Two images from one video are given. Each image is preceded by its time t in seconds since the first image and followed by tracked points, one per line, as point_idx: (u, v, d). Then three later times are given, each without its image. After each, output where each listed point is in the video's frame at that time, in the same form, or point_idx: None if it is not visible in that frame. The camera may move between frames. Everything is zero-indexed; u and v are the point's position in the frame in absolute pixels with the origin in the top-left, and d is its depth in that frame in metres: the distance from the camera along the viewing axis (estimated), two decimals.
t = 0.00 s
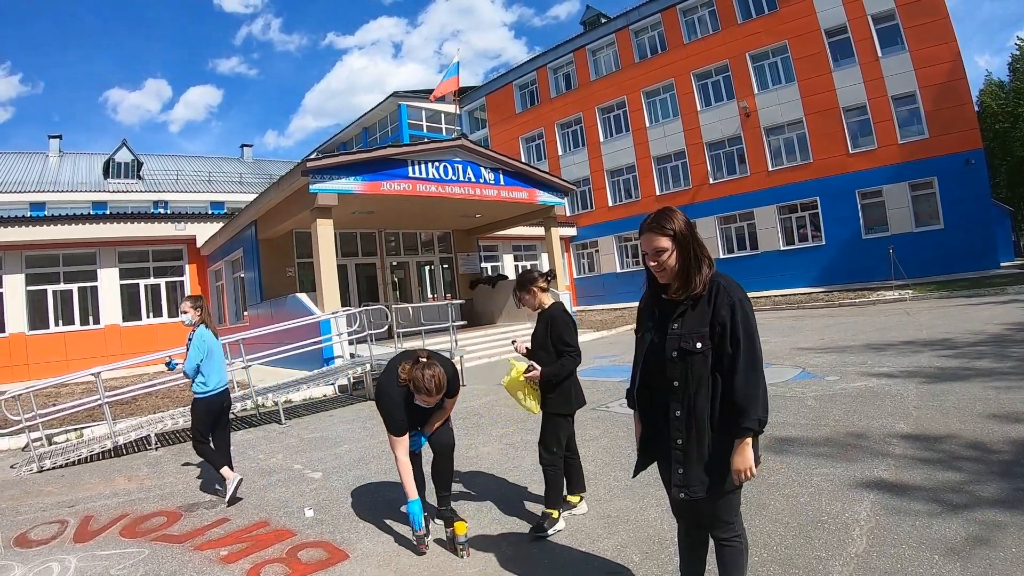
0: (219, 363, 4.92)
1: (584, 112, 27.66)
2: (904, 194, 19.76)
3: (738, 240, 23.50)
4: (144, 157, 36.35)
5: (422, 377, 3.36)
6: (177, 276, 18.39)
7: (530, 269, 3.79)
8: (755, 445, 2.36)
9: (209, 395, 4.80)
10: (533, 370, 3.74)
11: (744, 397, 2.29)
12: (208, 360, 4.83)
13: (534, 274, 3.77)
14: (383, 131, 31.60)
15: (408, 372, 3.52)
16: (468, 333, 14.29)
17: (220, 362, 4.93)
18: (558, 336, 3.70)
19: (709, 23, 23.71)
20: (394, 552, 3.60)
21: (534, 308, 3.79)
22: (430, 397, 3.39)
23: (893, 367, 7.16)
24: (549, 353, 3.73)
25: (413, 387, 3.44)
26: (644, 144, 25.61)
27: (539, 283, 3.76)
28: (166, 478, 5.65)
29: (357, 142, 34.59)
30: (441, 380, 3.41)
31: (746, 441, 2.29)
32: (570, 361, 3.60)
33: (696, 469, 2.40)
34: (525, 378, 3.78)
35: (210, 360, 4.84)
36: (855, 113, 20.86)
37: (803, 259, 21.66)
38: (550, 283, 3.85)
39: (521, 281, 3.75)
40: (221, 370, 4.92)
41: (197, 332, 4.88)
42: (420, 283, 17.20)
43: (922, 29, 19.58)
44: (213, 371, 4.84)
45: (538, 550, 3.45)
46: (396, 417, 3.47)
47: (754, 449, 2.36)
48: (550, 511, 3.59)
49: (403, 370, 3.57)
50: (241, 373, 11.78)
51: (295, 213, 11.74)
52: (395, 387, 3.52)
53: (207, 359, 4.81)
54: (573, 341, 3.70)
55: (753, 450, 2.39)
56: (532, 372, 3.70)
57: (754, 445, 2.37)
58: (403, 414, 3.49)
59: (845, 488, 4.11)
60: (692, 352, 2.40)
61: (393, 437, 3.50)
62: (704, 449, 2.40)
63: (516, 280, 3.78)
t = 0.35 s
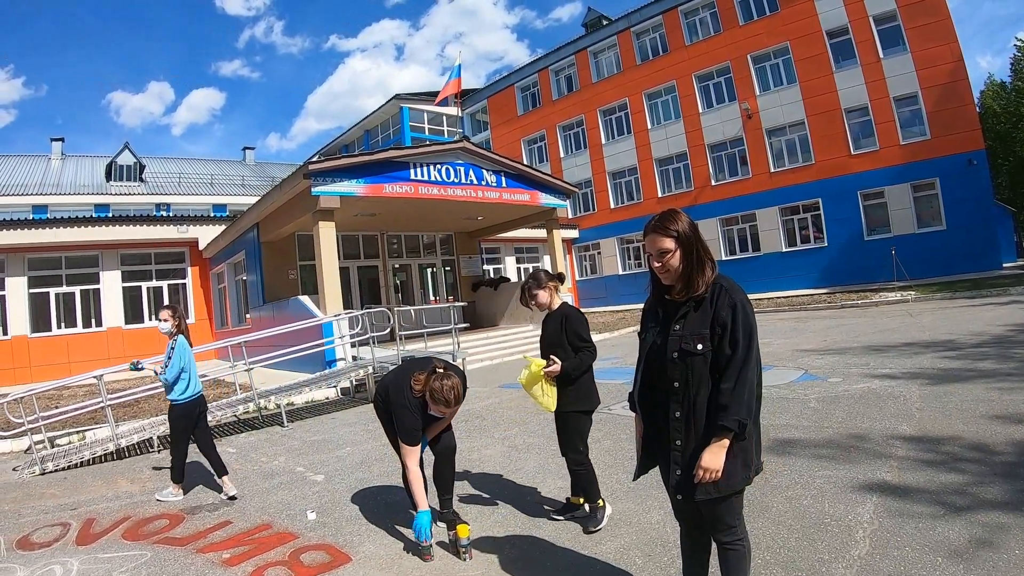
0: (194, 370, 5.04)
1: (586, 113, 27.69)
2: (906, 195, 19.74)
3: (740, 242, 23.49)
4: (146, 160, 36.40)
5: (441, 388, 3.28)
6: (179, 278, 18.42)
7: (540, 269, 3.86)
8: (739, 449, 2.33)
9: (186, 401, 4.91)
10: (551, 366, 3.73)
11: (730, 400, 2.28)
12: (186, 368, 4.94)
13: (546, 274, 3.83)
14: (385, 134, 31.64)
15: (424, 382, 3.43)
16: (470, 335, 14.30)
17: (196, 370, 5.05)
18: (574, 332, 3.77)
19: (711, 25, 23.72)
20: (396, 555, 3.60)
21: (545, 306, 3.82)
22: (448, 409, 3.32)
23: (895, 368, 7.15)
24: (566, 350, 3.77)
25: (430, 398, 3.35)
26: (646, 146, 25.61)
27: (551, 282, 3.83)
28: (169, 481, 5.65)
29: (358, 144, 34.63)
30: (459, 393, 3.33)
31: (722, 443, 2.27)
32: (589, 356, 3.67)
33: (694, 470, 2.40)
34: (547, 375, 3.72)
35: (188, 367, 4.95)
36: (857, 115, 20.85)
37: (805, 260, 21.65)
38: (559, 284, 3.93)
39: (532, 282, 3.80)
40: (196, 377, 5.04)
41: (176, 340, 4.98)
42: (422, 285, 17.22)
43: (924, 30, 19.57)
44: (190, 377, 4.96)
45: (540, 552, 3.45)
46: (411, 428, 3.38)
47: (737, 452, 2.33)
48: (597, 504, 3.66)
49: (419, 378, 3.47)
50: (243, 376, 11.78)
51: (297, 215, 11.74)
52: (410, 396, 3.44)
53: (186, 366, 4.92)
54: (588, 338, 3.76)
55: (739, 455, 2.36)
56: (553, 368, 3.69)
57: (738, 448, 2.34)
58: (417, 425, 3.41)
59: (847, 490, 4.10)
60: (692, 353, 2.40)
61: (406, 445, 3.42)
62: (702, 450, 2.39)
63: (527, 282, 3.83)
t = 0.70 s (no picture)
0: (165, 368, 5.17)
1: (587, 114, 27.70)
2: (907, 196, 19.73)
3: (741, 243, 23.47)
4: (146, 161, 36.41)
5: (447, 390, 3.29)
6: (180, 280, 18.44)
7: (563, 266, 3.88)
8: (744, 453, 2.33)
9: (159, 400, 5.03)
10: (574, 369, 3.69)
11: (735, 403, 2.28)
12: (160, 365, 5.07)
13: (569, 271, 3.85)
14: (386, 135, 31.65)
15: (428, 385, 3.44)
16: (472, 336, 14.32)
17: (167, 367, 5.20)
18: (595, 332, 3.78)
19: (712, 26, 23.72)
20: (397, 557, 3.59)
21: (565, 302, 3.82)
22: (454, 411, 3.32)
23: (896, 369, 7.14)
24: (586, 351, 3.77)
25: (436, 400, 3.35)
26: (647, 147, 25.62)
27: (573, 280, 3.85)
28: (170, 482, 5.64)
29: (359, 145, 34.65)
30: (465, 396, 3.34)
31: (734, 447, 2.28)
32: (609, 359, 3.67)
33: (696, 473, 2.39)
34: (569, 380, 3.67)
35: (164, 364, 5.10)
36: (858, 115, 20.84)
37: (806, 261, 21.64)
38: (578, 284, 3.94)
39: (560, 275, 3.81)
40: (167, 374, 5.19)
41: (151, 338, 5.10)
42: (422, 286, 17.22)
43: (925, 31, 19.56)
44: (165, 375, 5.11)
45: (542, 553, 3.45)
46: (417, 431, 3.36)
47: (742, 457, 2.33)
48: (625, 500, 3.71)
49: (424, 382, 3.48)
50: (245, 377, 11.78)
51: (299, 216, 11.74)
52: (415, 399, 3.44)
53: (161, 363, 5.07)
54: (606, 343, 3.78)
55: (745, 458, 2.37)
56: (576, 371, 3.67)
57: (742, 453, 2.34)
58: (424, 427, 3.38)
59: (849, 491, 4.09)
60: (695, 355, 2.40)
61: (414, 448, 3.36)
62: (702, 453, 2.39)
63: (555, 273, 3.83)
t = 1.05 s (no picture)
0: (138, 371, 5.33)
1: (586, 116, 27.72)
2: (907, 197, 19.74)
3: (740, 244, 23.49)
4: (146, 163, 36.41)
5: (441, 368, 3.31)
6: (179, 281, 18.43)
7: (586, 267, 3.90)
8: (743, 454, 2.34)
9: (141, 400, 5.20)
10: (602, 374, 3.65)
11: (736, 405, 2.28)
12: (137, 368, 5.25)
13: (592, 273, 3.86)
14: (386, 136, 31.67)
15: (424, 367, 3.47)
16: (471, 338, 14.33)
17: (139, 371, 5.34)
18: (618, 335, 3.78)
19: (710, 27, 23.75)
20: (395, 558, 3.59)
21: (586, 302, 3.84)
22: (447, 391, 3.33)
23: (894, 371, 7.14)
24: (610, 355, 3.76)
25: (428, 379, 3.38)
26: (646, 148, 25.64)
27: (595, 282, 3.86)
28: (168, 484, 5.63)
29: (359, 147, 34.67)
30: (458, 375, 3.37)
31: (733, 449, 2.28)
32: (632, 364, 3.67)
33: (694, 475, 2.40)
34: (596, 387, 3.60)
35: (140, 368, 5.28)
36: (857, 117, 20.87)
37: (806, 262, 21.65)
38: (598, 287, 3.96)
39: (583, 275, 3.82)
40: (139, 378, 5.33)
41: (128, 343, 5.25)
42: (421, 288, 17.24)
43: (923, 32, 19.59)
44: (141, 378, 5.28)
45: (539, 555, 3.45)
46: (409, 410, 3.37)
47: (742, 459, 2.33)
48: (625, 503, 3.73)
49: (419, 364, 3.51)
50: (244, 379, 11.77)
51: (299, 217, 11.73)
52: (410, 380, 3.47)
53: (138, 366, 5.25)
54: (628, 348, 3.78)
55: (744, 459, 2.37)
56: (604, 376, 3.62)
57: (742, 455, 2.34)
58: (415, 409, 3.40)
59: (847, 492, 4.10)
60: (693, 358, 2.40)
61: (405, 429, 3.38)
62: (700, 455, 2.40)
63: (578, 272, 3.84)
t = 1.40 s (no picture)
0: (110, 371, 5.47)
1: (584, 117, 27.72)
2: (904, 199, 19.78)
3: (737, 246, 23.51)
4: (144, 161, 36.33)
5: (415, 318, 3.50)
6: (176, 280, 18.39)
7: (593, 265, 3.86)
8: (739, 455, 2.34)
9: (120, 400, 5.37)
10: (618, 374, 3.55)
11: (733, 406, 2.28)
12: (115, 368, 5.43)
13: (600, 272, 3.85)
14: (384, 136, 31.62)
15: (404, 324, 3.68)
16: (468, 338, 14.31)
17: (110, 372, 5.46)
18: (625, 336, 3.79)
19: (709, 29, 23.76)
20: (388, 558, 3.58)
21: (593, 301, 3.80)
22: (420, 340, 3.49)
23: (889, 373, 7.15)
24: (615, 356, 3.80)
25: (406, 332, 3.57)
26: (644, 149, 25.66)
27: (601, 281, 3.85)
28: (163, 483, 5.61)
29: (357, 146, 34.63)
30: (432, 327, 3.51)
31: (731, 450, 2.28)
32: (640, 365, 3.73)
33: (692, 476, 2.40)
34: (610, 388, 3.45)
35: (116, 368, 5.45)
36: (855, 119, 20.91)
37: (803, 263, 21.67)
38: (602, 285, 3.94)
39: (591, 273, 3.80)
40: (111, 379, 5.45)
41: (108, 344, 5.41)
42: (419, 288, 17.24)
43: (921, 35, 19.62)
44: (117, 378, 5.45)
45: (534, 555, 3.44)
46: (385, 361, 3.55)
47: (739, 460, 2.33)
48: (620, 503, 3.73)
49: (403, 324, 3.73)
50: (241, 378, 11.76)
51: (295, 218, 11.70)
52: (392, 337, 3.67)
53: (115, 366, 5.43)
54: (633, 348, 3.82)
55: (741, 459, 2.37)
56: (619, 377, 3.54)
57: (739, 455, 2.35)
58: (392, 361, 3.58)
59: (841, 494, 4.10)
60: (690, 358, 2.40)
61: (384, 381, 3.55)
62: (697, 456, 2.40)
63: (586, 271, 3.82)
